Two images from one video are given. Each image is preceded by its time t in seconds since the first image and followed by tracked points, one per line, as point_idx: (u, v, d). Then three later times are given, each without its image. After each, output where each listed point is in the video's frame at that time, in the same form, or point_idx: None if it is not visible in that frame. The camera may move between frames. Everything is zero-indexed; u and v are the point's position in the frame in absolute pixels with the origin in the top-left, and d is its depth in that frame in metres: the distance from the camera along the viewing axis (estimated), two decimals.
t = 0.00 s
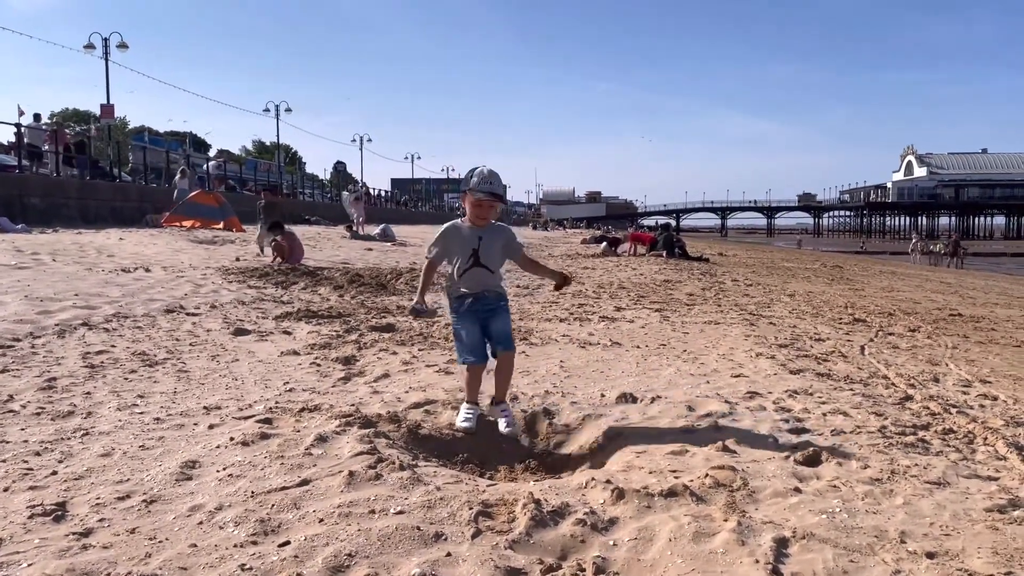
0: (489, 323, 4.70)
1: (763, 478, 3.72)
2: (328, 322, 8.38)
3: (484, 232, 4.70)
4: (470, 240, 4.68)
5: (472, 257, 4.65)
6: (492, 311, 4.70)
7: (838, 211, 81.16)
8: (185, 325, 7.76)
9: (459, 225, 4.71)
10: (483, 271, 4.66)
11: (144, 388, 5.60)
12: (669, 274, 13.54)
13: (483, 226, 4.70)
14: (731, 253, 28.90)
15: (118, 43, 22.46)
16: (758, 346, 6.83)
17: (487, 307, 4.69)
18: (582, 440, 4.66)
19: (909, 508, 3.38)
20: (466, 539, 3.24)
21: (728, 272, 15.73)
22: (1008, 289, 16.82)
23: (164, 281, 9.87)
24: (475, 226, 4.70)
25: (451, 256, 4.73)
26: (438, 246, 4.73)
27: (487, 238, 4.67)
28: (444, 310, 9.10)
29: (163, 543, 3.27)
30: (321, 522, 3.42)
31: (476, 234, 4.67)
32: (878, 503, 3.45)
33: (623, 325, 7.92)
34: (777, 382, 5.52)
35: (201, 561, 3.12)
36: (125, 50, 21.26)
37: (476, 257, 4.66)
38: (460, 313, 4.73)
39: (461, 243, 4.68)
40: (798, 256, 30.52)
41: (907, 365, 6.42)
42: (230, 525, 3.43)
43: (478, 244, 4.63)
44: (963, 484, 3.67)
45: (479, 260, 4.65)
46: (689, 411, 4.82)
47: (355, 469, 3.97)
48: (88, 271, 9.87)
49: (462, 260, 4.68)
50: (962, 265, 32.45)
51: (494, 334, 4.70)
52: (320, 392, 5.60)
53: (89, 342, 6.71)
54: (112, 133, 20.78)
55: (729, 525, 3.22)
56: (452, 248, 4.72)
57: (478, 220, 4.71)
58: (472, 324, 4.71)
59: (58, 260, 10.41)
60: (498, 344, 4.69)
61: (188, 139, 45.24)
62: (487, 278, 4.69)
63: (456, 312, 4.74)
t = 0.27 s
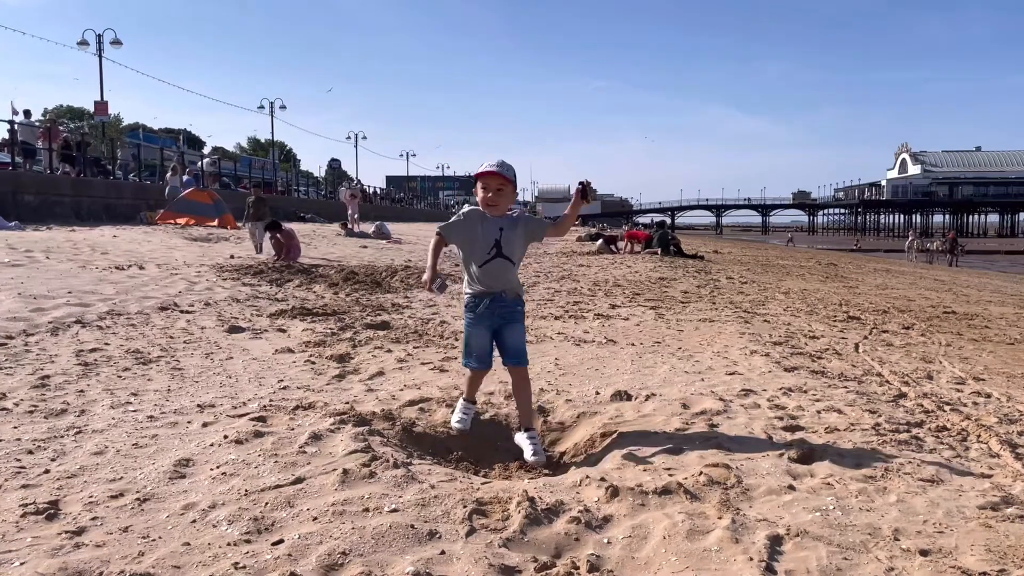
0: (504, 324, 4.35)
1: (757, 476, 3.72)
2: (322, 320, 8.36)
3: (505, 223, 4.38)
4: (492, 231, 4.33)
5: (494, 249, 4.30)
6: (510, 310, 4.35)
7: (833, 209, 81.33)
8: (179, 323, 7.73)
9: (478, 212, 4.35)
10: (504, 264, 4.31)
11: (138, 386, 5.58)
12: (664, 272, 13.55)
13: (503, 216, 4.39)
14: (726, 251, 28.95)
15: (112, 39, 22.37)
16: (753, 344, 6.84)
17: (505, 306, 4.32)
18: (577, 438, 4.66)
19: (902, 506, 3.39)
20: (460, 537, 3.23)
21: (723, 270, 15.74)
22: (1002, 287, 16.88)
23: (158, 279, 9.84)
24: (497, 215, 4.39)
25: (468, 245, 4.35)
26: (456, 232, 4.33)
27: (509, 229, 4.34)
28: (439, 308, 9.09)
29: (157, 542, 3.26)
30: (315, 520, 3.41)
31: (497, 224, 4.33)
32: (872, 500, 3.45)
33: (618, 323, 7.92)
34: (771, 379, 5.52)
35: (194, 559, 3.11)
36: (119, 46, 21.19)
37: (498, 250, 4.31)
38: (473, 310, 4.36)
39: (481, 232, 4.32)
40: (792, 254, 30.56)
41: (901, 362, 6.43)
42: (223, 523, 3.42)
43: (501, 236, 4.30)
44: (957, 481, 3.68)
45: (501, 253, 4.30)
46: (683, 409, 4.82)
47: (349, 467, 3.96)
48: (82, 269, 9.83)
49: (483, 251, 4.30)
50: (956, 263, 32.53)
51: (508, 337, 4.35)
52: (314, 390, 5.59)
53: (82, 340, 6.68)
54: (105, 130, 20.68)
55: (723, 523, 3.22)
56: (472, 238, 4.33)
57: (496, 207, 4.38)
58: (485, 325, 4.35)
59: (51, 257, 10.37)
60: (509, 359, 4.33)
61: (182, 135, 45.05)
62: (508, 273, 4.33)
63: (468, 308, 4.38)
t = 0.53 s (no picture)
0: (522, 371, 4.15)
1: (750, 473, 3.72)
2: (316, 316, 8.34)
3: (525, 271, 4.15)
4: (509, 281, 4.12)
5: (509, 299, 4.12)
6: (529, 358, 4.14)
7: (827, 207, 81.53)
8: (172, 319, 7.70)
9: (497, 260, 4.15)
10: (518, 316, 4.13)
11: (130, 383, 5.56)
12: (659, 269, 13.55)
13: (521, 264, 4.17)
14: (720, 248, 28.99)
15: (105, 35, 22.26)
16: (747, 341, 6.84)
17: (521, 355, 4.16)
18: (570, 434, 4.67)
19: (895, 502, 3.39)
20: (453, 534, 3.23)
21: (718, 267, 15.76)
22: (994, 284, 16.96)
23: (151, 275, 9.79)
24: (514, 261, 4.17)
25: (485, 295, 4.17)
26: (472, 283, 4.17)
27: (528, 280, 4.12)
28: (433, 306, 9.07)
29: (148, 539, 3.25)
30: (308, 517, 3.40)
31: (516, 274, 4.11)
32: (865, 497, 3.46)
33: (612, 320, 7.92)
34: (765, 376, 5.53)
35: (186, 557, 3.10)
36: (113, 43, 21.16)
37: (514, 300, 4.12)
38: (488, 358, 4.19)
39: (498, 282, 4.13)
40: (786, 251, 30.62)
41: (894, 359, 6.45)
42: (215, 520, 3.40)
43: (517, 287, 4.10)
44: (949, 478, 3.68)
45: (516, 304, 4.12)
46: (677, 405, 4.83)
47: (342, 464, 3.95)
48: (74, 266, 9.78)
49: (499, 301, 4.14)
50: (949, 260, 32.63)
51: (528, 380, 4.14)
52: (308, 386, 5.57)
53: (75, 337, 6.64)
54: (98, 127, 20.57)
55: (716, 520, 3.22)
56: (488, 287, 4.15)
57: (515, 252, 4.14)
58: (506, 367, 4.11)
59: (43, 254, 10.31)
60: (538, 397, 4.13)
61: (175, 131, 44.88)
62: (522, 324, 4.16)
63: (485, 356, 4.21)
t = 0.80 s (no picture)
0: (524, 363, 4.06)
1: (742, 469, 3.72)
2: (308, 313, 8.31)
3: (536, 263, 4.01)
4: (520, 271, 3.99)
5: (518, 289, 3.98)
6: (535, 350, 4.03)
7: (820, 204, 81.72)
8: (163, 316, 7.65)
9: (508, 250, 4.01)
10: (527, 308, 4.00)
11: (121, 380, 5.52)
12: (652, 266, 13.55)
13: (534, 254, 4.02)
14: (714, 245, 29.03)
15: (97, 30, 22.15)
16: (739, 337, 6.84)
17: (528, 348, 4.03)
18: (563, 431, 4.67)
19: (886, 498, 3.40)
20: (444, 531, 3.21)
21: (711, 264, 15.77)
22: (986, 281, 17.02)
23: (142, 272, 9.74)
24: (524, 253, 4.01)
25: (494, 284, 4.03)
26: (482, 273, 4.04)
27: (539, 271, 3.99)
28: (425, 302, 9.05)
29: (137, 536, 3.22)
30: (298, 514, 3.38)
31: (528, 265, 3.98)
32: (856, 493, 3.46)
33: (605, 316, 7.91)
34: (757, 372, 5.53)
35: (175, 554, 3.08)
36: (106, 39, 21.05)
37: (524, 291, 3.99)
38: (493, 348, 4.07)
39: (507, 273, 3.99)
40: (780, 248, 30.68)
41: (886, 356, 6.46)
42: (205, 517, 3.38)
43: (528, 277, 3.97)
44: (940, 474, 3.69)
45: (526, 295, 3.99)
46: (669, 402, 4.82)
47: (333, 460, 3.93)
48: (65, 262, 9.72)
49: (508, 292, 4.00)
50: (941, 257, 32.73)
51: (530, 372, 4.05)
52: (299, 383, 5.55)
53: (65, 333, 6.60)
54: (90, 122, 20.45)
55: (707, 516, 3.21)
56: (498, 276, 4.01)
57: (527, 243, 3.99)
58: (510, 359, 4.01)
59: (34, 250, 10.25)
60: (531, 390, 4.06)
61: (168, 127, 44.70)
62: (531, 316, 4.02)
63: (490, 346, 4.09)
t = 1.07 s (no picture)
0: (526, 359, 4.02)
1: (732, 467, 3.73)
2: (300, 310, 8.28)
3: (541, 256, 3.99)
4: (524, 263, 3.98)
5: (521, 281, 3.96)
6: (534, 344, 3.97)
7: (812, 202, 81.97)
8: (154, 313, 7.62)
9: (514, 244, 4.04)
10: (530, 300, 3.95)
11: (111, 377, 5.50)
12: (644, 263, 13.57)
13: (541, 248, 4.01)
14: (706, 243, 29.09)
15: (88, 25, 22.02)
16: (730, 335, 6.86)
17: (530, 342, 3.98)
18: (554, 428, 4.68)
19: (876, 496, 3.41)
20: (435, 528, 3.21)
21: (703, 262, 15.82)
22: (976, 279, 17.12)
23: (133, 269, 9.69)
24: (532, 246, 4.02)
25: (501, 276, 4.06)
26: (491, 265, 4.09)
27: (544, 264, 3.96)
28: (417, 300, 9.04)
29: (127, 534, 3.21)
30: (288, 512, 3.37)
31: (532, 258, 3.97)
32: (846, 490, 3.47)
33: (597, 314, 7.92)
34: (748, 370, 5.55)
35: (165, 552, 3.06)
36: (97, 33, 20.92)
37: (527, 283, 3.96)
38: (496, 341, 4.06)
39: (513, 265, 4.00)
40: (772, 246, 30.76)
41: (876, 353, 6.49)
42: (195, 515, 3.37)
43: (531, 269, 3.95)
44: (930, 471, 3.71)
45: (529, 287, 3.95)
46: (661, 399, 4.83)
47: (324, 458, 3.92)
48: (55, 258, 9.66)
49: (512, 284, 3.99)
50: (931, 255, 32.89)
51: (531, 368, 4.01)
52: (290, 380, 5.54)
53: (55, 330, 6.56)
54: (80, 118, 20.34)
55: (698, 514, 3.22)
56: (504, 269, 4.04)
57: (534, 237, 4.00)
58: (509, 349, 3.99)
59: (24, 246, 10.19)
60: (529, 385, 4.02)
61: (160, 124, 44.51)
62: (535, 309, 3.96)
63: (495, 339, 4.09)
